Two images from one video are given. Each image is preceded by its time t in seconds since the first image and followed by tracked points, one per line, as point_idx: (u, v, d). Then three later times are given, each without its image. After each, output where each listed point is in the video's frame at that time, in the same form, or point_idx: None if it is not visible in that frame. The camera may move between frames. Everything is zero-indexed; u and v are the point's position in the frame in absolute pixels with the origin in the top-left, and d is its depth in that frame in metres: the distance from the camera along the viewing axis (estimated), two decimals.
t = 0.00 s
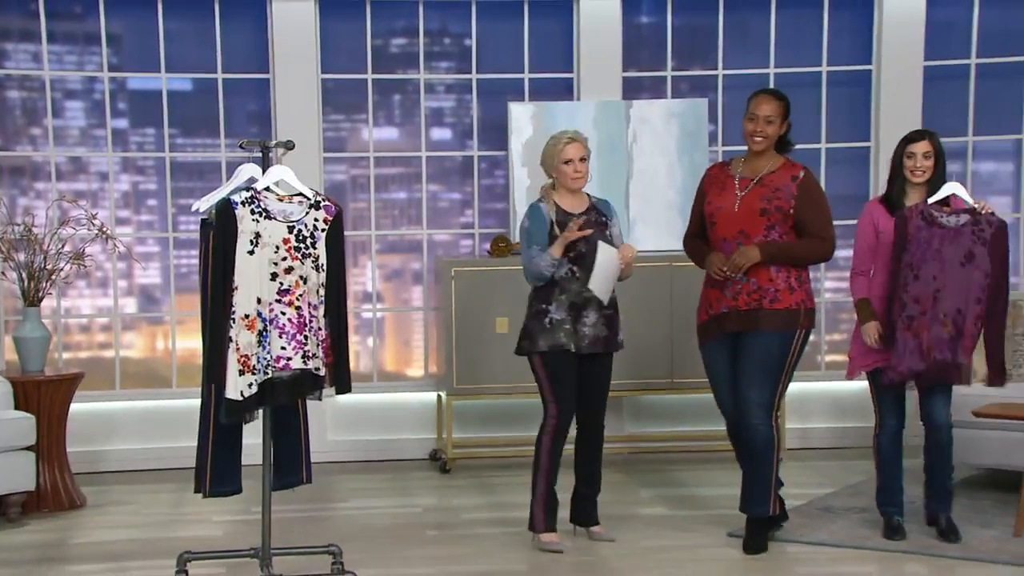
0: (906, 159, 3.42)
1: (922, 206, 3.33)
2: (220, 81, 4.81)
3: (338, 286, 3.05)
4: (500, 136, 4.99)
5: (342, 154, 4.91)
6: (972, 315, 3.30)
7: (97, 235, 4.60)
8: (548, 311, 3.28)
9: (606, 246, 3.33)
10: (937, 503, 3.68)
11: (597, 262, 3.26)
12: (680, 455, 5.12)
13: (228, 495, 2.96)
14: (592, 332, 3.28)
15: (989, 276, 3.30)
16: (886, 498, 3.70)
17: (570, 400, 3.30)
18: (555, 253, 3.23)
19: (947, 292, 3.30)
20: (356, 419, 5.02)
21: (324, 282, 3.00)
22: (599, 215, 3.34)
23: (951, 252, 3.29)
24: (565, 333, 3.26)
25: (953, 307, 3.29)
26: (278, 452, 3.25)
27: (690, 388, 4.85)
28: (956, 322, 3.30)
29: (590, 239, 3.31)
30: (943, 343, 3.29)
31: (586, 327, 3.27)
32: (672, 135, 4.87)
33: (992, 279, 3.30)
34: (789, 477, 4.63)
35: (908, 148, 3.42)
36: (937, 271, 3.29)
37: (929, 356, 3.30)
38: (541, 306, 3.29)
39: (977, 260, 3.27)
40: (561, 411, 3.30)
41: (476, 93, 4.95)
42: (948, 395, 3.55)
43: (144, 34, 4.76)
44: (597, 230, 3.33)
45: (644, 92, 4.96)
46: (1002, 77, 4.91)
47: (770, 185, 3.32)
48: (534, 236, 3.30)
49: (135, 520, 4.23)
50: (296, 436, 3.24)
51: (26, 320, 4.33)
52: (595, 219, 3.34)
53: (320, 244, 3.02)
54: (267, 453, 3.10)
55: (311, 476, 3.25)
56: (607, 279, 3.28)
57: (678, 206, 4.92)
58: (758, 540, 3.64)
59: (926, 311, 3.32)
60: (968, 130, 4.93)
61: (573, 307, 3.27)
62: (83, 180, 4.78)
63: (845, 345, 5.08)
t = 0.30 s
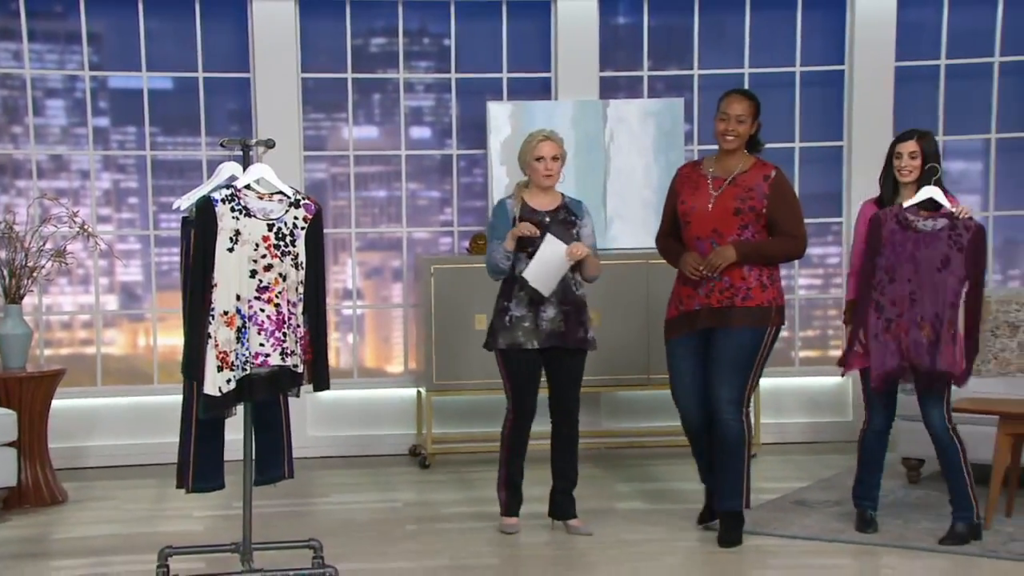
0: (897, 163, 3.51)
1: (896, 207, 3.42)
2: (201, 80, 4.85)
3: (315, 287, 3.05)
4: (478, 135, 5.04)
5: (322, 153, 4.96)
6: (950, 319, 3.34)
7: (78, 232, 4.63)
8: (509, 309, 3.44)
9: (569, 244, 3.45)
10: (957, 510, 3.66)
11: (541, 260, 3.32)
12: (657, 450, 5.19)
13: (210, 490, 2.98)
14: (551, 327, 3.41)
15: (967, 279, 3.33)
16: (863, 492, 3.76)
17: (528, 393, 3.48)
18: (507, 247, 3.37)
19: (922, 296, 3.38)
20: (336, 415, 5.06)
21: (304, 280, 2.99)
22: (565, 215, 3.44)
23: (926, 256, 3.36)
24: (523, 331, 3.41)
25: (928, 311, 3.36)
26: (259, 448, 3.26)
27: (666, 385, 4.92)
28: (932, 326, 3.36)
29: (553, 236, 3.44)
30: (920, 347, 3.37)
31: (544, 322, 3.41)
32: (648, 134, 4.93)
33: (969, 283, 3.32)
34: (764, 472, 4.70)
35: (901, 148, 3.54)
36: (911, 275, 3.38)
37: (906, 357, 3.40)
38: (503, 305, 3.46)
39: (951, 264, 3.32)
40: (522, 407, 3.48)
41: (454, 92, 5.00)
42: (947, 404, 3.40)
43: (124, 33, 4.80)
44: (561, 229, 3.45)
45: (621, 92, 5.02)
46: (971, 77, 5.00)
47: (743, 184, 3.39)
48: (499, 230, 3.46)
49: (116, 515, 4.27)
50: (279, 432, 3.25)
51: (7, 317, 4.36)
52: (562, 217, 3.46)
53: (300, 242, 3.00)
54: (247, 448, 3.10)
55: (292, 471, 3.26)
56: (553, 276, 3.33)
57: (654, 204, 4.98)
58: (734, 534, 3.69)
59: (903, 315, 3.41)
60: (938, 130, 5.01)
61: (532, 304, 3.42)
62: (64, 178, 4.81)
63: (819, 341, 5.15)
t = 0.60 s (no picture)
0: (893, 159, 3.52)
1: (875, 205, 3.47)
2: (178, 77, 4.85)
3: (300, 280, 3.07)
4: (457, 131, 5.05)
5: (301, 149, 4.96)
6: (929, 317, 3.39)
7: (55, 229, 4.62)
8: (467, 304, 3.55)
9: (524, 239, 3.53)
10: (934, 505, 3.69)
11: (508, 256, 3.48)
12: (635, 446, 5.21)
13: (186, 487, 2.97)
14: (506, 323, 3.51)
15: (943, 278, 3.37)
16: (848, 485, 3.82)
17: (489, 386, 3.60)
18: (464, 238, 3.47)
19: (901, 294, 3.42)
20: (315, 412, 5.07)
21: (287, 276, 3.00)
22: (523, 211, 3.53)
23: (902, 255, 3.40)
24: (478, 326, 3.52)
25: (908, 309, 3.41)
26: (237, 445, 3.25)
27: (644, 381, 4.93)
28: (913, 325, 3.40)
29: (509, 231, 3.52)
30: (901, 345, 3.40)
31: (499, 318, 3.51)
32: (626, 131, 4.95)
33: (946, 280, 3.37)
34: (742, 467, 4.72)
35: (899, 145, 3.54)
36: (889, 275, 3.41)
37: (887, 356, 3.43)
38: (461, 300, 3.57)
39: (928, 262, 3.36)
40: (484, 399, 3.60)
41: (433, 89, 5.01)
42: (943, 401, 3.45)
43: (102, 29, 4.79)
44: (518, 226, 3.54)
45: (599, 89, 5.04)
46: (946, 75, 5.04)
47: (717, 180, 3.43)
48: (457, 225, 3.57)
49: (95, 512, 4.26)
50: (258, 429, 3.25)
51: None
52: (519, 214, 3.55)
53: (282, 238, 3.02)
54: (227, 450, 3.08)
55: (270, 468, 3.27)
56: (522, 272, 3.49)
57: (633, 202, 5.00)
58: (712, 528, 3.71)
59: (883, 315, 3.45)
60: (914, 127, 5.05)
61: (488, 300, 3.53)
62: (41, 174, 4.79)
63: (796, 338, 5.17)
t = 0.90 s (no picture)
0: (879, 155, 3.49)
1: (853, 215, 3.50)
2: (157, 71, 4.83)
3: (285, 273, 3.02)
4: (437, 127, 5.05)
5: (281, 145, 4.95)
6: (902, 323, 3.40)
7: (32, 224, 4.60)
8: (439, 303, 3.56)
9: (497, 240, 3.57)
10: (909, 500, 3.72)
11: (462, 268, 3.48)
12: (616, 441, 5.22)
13: (163, 482, 2.92)
14: (480, 323, 3.53)
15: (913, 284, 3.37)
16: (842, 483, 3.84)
17: (464, 385, 3.61)
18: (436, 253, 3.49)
19: (875, 303, 3.45)
20: (295, 408, 5.06)
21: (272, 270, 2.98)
22: (494, 213, 3.57)
23: (874, 263, 3.43)
24: (451, 324, 3.54)
25: (882, 317, 3.43)
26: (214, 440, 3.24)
27: (624, 376, 4.93)
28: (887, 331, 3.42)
29: (482, 235, 3.56)
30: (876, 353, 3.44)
31: (472, 318, 3.53)
32: (606, 127, 4.95)
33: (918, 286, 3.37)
34: (722, 462, 4.73)
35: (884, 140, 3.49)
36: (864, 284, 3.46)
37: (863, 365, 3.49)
38: (434, 300, 3.58)
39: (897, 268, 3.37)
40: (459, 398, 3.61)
41: (413, 85, 5.01)
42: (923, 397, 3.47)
43: (80, 23, 4.77)
44: (489, 227, 3.58)
45: (579, 85, 5.05)
46: (924, 71, 5.07)
47: (692, 177, 3.46)
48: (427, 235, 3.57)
49: (73, 509, 4.24)
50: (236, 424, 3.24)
51: None
52: (490, 216, 3.59)
53: (266, 233, 2.99)
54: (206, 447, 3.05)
55: (247, 464, 3.25)
56: (476, 283, 3.49)
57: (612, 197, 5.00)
58: (693, 523, 3.73)
59: (861, 322, 3.50)
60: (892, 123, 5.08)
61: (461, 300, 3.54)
62: (18, 169, 4.77)
63: (776, 333, 5.19)
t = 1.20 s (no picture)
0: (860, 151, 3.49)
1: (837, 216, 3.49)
2: (138, 66, 4.81)
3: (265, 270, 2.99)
4: (420, 122, 5.05)
5: (263, 140, 4.94)
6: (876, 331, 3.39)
7: (12, 219, 4.58)
8: (422, 298, 3.56)
9: (475, 232, 3.58)
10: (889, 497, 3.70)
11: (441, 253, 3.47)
12: (598, 436, 5.23)
13: (142, 477, 2.86)
14: (465, 316, 3.54)
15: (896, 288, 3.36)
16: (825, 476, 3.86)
17: (448, 379, 3.61)
18: (417, 243, 3.51)
19: (862, 307, 3.43)
20: (277, 403, 5.06)
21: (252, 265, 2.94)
22: (470, 204, 3.58)
23: (852, 268, 3.43)
24: (434, 319, 3.53)
25: (869, 322, 3.42)
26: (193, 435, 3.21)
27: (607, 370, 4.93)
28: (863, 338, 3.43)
29: (460, 226, 3.57)
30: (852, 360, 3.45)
31: (456, 312, 3.53)
32: (589, 122, 4.96)
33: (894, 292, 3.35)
34: (705, 457, 4.74)
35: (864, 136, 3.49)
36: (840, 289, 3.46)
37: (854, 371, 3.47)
38: (416, 295, 3.57)
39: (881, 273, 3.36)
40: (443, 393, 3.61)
41: (396, 80, 5.00)
42: (903, 393, 3.48)
43: (59, 17, 4.75)
44: (467, 218, 3.59)
45: (562, 80, 5.05)
46: (904, 67, 5.10)
47: (672, 174, 3.47)
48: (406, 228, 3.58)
49: (53, 505, 4.22)
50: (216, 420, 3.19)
51: None
52: (466, 207, 3.60)
53: (246, 228, 2.95)
54: (188, 442, 3.02)
55: (227, 460, 3.21)
56: (455, 271, 3.48)
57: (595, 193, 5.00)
58: (675, 518, 3.74)
59: (847, 328, 3.48)
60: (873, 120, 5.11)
61: (445, 294, 3.55)
62: None
63: (758, 328, 5.21)
